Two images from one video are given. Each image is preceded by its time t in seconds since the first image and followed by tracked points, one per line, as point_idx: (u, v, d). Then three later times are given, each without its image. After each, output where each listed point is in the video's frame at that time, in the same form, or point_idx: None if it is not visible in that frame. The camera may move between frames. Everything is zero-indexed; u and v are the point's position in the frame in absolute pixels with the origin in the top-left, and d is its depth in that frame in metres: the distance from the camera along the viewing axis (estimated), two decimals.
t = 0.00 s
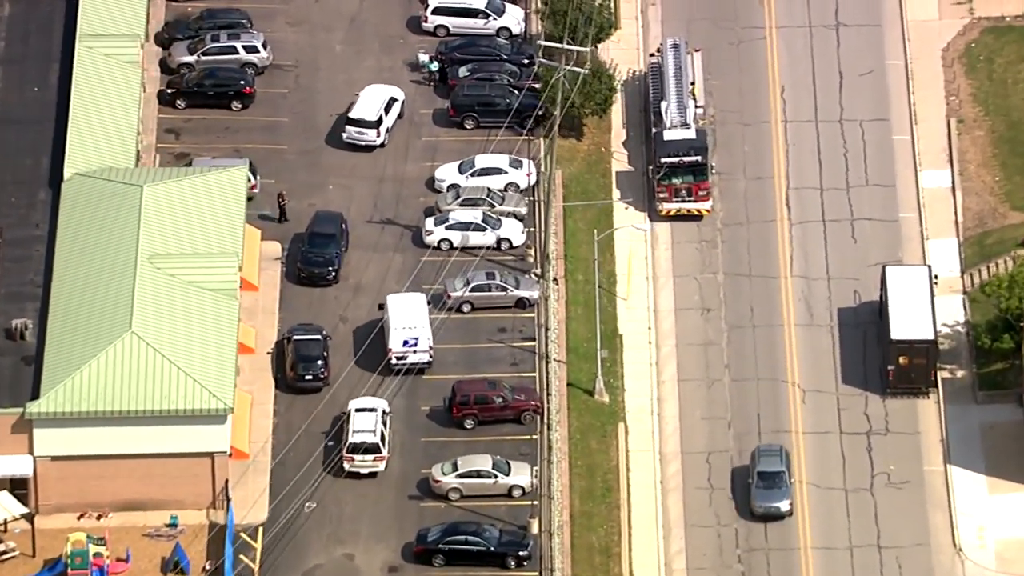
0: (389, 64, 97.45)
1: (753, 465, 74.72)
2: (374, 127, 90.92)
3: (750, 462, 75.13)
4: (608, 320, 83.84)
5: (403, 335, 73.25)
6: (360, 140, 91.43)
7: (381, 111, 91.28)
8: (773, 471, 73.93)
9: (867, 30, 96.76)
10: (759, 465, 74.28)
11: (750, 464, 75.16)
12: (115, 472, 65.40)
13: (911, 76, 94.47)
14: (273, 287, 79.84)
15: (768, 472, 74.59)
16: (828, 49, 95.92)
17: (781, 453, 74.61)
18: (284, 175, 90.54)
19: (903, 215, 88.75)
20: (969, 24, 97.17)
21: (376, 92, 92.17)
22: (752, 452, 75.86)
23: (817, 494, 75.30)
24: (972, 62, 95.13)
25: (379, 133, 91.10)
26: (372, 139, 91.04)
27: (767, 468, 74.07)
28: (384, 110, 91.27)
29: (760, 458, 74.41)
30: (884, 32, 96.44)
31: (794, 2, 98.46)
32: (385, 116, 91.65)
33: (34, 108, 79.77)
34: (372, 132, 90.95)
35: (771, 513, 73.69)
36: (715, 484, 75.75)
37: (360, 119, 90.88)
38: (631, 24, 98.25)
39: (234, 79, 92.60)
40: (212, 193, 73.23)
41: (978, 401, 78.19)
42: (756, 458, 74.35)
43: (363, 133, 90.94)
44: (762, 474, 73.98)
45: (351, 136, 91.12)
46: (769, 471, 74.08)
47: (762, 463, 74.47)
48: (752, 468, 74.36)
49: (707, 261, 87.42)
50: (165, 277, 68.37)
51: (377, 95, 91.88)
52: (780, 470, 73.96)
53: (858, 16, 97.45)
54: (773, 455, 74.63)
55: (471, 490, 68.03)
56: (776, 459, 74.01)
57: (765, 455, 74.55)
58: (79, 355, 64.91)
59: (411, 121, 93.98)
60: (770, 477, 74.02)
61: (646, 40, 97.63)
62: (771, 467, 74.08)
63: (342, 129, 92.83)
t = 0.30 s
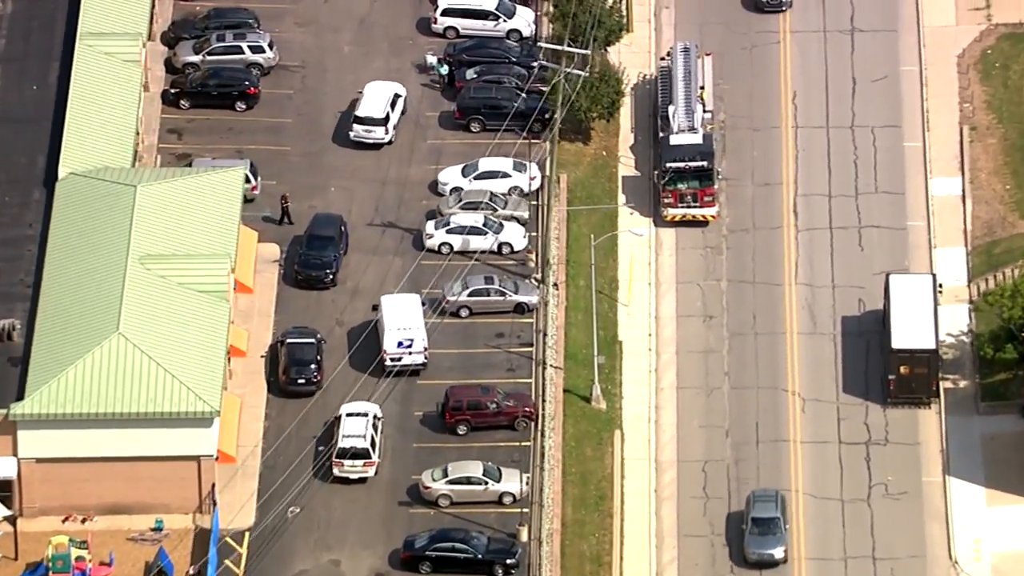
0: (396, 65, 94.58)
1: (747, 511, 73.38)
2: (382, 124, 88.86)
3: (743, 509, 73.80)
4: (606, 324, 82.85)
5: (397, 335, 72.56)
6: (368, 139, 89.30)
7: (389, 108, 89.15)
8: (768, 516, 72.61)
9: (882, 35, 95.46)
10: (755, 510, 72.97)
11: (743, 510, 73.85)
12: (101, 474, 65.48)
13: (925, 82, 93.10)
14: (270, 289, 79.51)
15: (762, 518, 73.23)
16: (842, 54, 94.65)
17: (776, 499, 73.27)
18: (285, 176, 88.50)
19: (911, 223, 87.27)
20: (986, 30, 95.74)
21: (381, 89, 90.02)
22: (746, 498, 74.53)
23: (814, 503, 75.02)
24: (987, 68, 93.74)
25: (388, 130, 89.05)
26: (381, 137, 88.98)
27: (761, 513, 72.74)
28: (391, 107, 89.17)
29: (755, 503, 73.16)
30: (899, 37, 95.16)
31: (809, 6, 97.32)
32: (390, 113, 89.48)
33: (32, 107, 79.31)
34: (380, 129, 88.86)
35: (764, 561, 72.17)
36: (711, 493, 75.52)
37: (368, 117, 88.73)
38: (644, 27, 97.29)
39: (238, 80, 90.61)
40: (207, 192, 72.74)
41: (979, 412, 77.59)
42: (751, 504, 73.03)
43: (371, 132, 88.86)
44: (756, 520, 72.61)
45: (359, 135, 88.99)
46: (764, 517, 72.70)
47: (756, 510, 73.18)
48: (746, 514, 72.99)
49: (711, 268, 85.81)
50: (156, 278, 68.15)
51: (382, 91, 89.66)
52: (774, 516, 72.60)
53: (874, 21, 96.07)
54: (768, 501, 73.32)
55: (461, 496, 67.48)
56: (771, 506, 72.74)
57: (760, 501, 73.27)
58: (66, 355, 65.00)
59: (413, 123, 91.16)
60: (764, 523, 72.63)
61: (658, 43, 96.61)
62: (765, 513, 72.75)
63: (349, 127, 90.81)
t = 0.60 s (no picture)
0: (405, 67, 93.53)
1: (739, 559, 71.68)
2: (390, 121, 88.07)
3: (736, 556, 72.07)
4: (608, 332, 81.11)
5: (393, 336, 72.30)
6: (376, 137, 88.45)
7: (394, 104, 88.41)
8: (759, 565, 70.84)
9: (898, 41, 94.57)
10: (746, 559, 71.23)
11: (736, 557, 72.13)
12: (86, 478, 65.33)
13: (939, 88, 92.18)
14: (266, 292, 78.96)
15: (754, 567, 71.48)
16: (856, 59, 93.76)
17: (769, 547, 71.60)
18: (287, 178, 87.45)
19: (919, 231, 86.38)
20: (1003, 37, 94.64)
21: (385, 84, 89.20)
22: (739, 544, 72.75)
23: (810, 514, 74.31)
24: (1003, 75, 92.60)
25: (395, 126, 88.24)
26: (389, 134, 88.15)
27: (753, 561, 71.01)
28: (397, 104, 88.45)
29: (747, 552, 71.46)
30: (914, 43, 94.25)
31: (824, 10, 96.36)
32: (397, 109, 88.82)
33: (31, 105, 79.05)
34: (388, 126, 88.05)
35: None
36: (706, 502, 74.86)
37: (375, 114, 87.94)
38: (656, 31, 96.54)
39: (243, 81, 89.90)
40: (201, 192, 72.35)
41: (980, 422, 76.73)
42: (743, 551, 71.36)
43: (379, 130, 88.01)
44: (747, 568, 70.90)
45: (366, 133, 88.12)
46: (755, 566, 70.96)
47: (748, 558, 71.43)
48: (737, 562, 71.34)
49: (714, 275, 84.94)
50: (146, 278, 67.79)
51: (387, 88, 88.95)
52: (766, 565, 70.88)
53: (889, 27, 95.19)
54: (761, 549, 71.63)
55: (450, 503, 66.99)
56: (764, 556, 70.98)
57: (753, 549, 71.53)
58: (53, 357, 64.83)
59: (420, 126, 90.22)
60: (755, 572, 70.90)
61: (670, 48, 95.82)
62: (757, 561, 71.03)
63: (355, 126, 89.96)
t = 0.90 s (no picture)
0: (414, 69, 93.06)
1: None
2: (398, 117, 87.83)
3: None
4: (609, 338, 80.49)
5: (388, 336, 72.48)
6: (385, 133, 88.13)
7: (402, 102, 88.30)
8: None
9: (914, 47, 93.85)
10: None
11: None
12: (71, 480, 65.53)
13: (953, 96, 91.41)
14: (264, 296, 78.88)
15: None
16: (870, 65, 93.20)
17: None
18: (291, 181, 86.75)
19: (927, 239, 85.32)
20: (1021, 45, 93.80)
21: (390, 80, 88.91)
22: None
23: (805, 524, 73.68)
24: (1019, 83, 91.82)
25: (403, 123, 88.01)
26: (398, 130, 87.88)
27: None
28: (404, 100, 88.29)
29: None
30: (930, 49, 93.62)
31: (840, 16, 95.86)
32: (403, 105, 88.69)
33: (31, 103, 78.96)
34: (397, 122, 87.81)
35: None
36: (701, 511, 74.25)
37: (383, 111, 87.69)
38: (669, 36, 96.10)
39: (248, 82, 89.38)
40: (198, 195, 72.22)
41: (981, 432, 75.99)
42: None
43: (388, 125, 87.72)
44: None
45: (375, 130, 87.82)
46: None
47: None
48: None
49: (718, 281, 84.11)
50: (138, 279, 67.53)
51: (392, 84, 88.75)
52: None
53: (904, 34, 94.59)
54: None
55: (440, 509, 66.77)
56: None
57: None
58: (42, 356, 64.65)
59: (427, 130, 89.60)
60: None
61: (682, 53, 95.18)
62: None
63: (362, 124, 89.55)
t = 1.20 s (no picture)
0: (423, 70, 92.39)
1: None
2: (406, 112, 87.26)
3: None
4: (610, 343, 79.65)
5: (384, 334, 72.56)
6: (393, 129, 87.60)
7: (410, 96, 87.52)
8: None
9: (930, 53, 93.02)
10: None
11: None
12: (57, 482, 65.55)
13: (969, 102, 90.48)
14: (262, 297, 78.43)
15: None
16: (886, 70, 92.41)
17: None
18: (293, 181, 85.70)
19: (936, 246, 84.29)
20: None
21: (396, 76, 88.15)
22: None
23: (801, 533, 72.96)
24: None
25: (412, 117, 87.43)
26: (406, 125, 87.34)
27: None
28: (411, 94, 87.60)
29: None
30: (948, 54, 92.80)
31: (857, 20, 95.05)
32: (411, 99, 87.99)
33: (32, 100, 78.68)
34: (405, 117, 87.26)
35: None
36: (696, 519, 73.59)
37: (391, 107, 87.10)
38: (683, 38, 95.37)
39: (255, 82, 88.43)
40: (195, 197, 71.94)
41: (982, 442, 75.30)
42: None
43: (396, 121, 87.18)
44: None
45: (383, 127, 87.29)
46: None
47: None
48: None
49: (724, 286, 83.16)
50: (130, 279, 67.29)
51: (398, 78, 88.02)
52: None
53: (920, 39, 93.75)
54: None
55: (431, 514, 66.52)
56: None
57: None
58: (31, 356, 64.41)
59: (434, 131, 88.79)
60: None
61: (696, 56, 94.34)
62: None
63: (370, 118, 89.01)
